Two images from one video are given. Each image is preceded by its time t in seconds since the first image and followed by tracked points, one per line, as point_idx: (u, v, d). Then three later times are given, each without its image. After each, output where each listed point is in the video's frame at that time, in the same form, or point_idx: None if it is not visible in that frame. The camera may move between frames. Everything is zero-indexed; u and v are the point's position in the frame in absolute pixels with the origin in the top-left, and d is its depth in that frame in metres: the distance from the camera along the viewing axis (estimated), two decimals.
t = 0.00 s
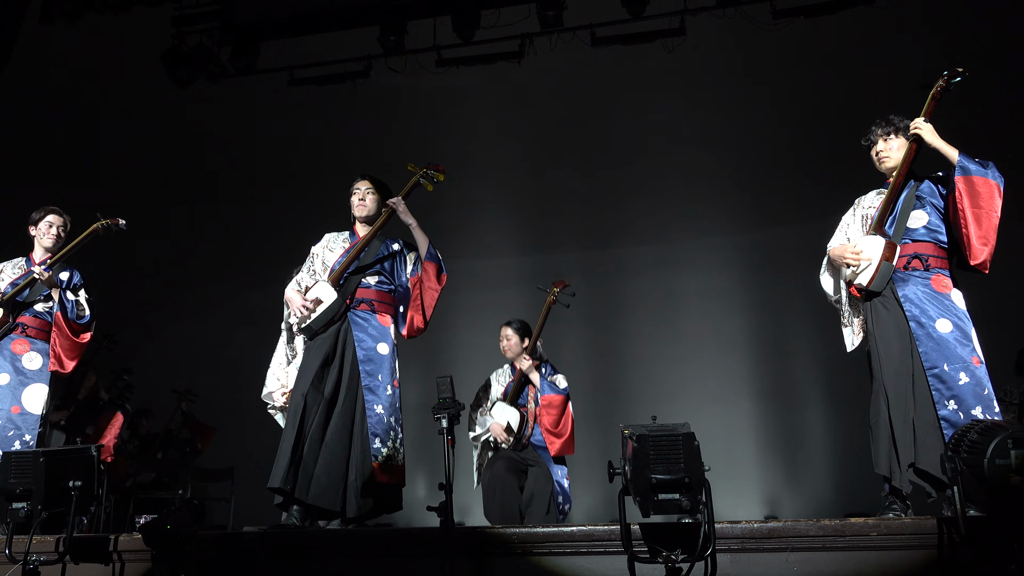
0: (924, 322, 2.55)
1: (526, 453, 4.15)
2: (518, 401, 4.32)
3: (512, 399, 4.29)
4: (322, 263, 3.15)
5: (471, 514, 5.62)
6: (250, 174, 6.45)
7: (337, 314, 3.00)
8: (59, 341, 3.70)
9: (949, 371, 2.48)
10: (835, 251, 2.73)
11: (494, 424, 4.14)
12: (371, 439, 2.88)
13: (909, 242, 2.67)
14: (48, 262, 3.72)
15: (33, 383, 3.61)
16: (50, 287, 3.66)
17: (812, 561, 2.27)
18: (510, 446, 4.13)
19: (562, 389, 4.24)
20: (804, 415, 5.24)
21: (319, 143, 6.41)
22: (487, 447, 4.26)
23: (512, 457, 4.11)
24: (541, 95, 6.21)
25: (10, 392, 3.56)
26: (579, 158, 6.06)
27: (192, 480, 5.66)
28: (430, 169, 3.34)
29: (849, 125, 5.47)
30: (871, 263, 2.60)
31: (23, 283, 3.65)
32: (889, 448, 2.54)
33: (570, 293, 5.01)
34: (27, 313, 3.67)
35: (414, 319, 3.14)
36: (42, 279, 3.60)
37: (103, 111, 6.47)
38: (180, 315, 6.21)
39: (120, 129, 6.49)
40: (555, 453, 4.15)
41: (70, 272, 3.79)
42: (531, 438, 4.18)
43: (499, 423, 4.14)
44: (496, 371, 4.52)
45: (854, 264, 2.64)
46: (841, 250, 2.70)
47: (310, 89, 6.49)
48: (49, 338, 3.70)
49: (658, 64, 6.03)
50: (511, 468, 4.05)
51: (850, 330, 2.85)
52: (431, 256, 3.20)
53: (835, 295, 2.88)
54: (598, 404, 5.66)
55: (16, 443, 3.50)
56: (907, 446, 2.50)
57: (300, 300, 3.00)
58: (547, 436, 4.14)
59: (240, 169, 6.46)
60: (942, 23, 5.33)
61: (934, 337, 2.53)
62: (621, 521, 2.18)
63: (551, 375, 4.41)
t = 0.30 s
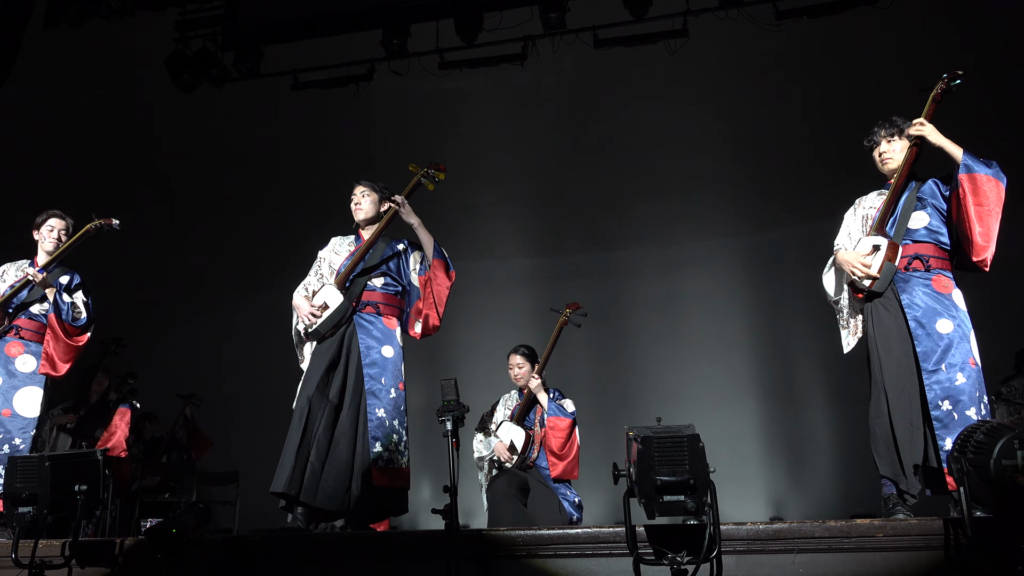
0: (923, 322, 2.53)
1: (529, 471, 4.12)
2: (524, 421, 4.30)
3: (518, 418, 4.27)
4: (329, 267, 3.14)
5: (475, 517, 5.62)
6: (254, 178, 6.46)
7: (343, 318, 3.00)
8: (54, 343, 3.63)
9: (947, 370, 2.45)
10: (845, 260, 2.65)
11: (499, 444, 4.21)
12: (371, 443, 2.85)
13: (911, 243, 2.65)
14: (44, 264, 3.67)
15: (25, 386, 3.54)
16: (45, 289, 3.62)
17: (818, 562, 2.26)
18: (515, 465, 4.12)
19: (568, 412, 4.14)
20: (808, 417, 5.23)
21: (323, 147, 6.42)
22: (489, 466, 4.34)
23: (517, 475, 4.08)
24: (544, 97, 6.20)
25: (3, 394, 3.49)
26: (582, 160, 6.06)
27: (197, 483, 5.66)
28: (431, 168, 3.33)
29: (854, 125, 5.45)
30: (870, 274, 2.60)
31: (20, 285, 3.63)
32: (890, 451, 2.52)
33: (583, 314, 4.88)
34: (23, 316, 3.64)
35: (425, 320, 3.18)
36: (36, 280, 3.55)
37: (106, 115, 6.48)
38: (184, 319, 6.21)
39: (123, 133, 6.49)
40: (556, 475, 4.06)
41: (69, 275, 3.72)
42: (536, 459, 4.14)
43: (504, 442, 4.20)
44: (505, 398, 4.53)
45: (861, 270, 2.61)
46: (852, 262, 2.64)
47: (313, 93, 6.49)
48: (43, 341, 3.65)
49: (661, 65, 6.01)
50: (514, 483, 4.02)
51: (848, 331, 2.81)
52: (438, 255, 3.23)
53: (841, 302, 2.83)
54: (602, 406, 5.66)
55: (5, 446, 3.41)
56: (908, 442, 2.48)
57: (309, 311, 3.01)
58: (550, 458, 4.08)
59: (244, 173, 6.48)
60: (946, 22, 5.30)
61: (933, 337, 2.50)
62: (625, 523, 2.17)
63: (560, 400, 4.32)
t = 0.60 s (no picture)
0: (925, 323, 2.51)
1: (535, 471, 4.10)
2: (536, 418, 4.33)
3: (529, 416, 4.29)
4: (342, 270, 3.20)
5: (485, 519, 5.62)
6: (264, 181, 6.49)
7: (353, 319, 3.03)
8: (53, 340, 3.56)
9: (951, 372, 2.44)
10: (846, 259, 2.64)
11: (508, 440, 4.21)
12: (383, 446, 2.88)
13: (911, 243, 2.63)
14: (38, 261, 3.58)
15: (31, 385, 3.49)
16: (44, 287, 3.56)
17: (830, 566, 2.25)
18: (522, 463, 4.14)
19: (581, 412, 4.14)
20: (819, 419, 5.20)
21: (333, 150, 6.45)
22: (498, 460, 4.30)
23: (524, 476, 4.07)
24: (553, 100, 6.20)
25: (7, 396, 3.42)
26: (591, 162, 6.06)
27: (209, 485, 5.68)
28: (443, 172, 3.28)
29: (866, 125, 5.41)
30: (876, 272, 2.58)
31: (15, 283, 3.53)
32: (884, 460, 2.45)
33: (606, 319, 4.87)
34: (21, 315, 3.56)
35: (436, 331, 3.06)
36: (35, 277, 3.49)
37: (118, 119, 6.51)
38: (195, 321, 6.24)
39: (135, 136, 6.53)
40: (567, 474, 4.03)
41: (63, 271, 3.66)
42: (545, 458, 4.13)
43: (512, 439, 4.20)
44: (520, 393, 4.56)
45: (865, 269, 2.59)
46: (853, 261, 2.62)
47: (323, 96, 6.52)
48: (43, 339, 3.58)
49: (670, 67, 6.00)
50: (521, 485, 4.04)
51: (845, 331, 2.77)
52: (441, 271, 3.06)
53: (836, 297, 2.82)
54: (611, 409, 5.65)
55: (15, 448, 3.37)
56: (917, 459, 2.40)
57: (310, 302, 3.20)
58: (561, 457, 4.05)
59: (255, 176, 6.51)
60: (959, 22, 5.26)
61: (938, 336, 2.48)
62: (636, 526, 2.16)
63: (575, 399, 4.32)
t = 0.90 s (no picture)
0: (917, 326, 2.53)
1: (545, 470, 4.11)
2: (547, 421, 4.30)
3: (540, 420, 4.27)
4: (349, 269, 3.22)
5: (494, 520, 5.62)
6: (272, 183, 6.51)
7: (355, 318, 3.06)
8: (52, 338, 3.57)
9: (949, 370, 2.45)
10: (835, 254, 2.61)
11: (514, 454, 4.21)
12: (382, 445, 2.88)
13: (893, 249, 2.65)
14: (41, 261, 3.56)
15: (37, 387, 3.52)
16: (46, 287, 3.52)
17: (840, 567, 2.25)
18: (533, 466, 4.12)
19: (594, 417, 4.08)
20: (829, 419, 5.18)
21: (341, 151, 6.47)
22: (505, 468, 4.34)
23: (533, 475, 4.09)
24: (561, 100, 6.20)
25: (17, 400, 3.44)
26: (598, 163, 6.06)
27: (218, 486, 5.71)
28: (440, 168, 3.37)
29: (874, 125, 5.39)
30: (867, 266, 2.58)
31: (18, 285, 3.48)
32: (876, 460, 2.52)
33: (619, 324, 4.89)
34: (25, 317, 3.53)
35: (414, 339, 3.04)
36: (41, 280, 3.44)
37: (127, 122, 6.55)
38: (203, 322, 6.26)
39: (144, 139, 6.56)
40: (583, 482, 4.00)
41: (53, 265, 3.68)
42: (560, 464, 4.11)
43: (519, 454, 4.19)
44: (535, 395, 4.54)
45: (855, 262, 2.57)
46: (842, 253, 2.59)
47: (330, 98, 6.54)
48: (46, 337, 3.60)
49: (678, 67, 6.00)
50: (531, 484, 4.05)
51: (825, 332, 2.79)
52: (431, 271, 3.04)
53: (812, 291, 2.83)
54: (619, 409, 5.64)
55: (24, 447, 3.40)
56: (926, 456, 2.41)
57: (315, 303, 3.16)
58: (576, 464, 4.03)
59: (262, 178, 6.53)
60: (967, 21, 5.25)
61: (928, 338, 2.51)
62: (643, 528, 2.16)
63: (588, 403, 4.23)
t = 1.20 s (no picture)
0: (918, 325, 2.52)
1: (556, 470, 4.11)
2: (557, 422, 4.29)
3: (550, 421, 4.27)
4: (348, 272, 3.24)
5: (503, 518, 5.63)
6: (279, 184, 6.53)
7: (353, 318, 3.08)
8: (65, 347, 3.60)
9: (954, 367, 2.44)
10: (839, 259, 2.61)
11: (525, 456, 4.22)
12: (367, 445, 2.86)
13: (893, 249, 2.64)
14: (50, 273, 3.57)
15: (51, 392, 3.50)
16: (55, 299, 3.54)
17: (851, 565, 2.24)
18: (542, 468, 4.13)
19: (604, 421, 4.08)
20: (838, 416, 5.16)
21: (347, 152, 6.48)
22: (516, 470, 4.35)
23: (542, 473, 4.08)
24: (567, 99, 6.21)
25: (35, 404, 3.45)
26: (605, 161, 6.06)
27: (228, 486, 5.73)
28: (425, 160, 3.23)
29: (882, 119, 5.37)
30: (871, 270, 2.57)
31: (29, 298, 3.52)
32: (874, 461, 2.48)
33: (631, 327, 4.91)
34: (43, 322, 3.57)
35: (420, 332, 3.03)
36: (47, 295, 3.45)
37: (136, 124, 6.60)
38: (212, 323, 6.29)
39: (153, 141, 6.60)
40: (593, 484, 4.01)
41: (71, 274, 3.70)
42: (569, 466, 4.11)
43: (529, 454, 4.20)
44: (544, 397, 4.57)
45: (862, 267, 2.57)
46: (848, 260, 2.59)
47: (337, 99, 6.57)
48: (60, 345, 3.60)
49: (683, 65, 6.01)
50: (541, 481, 4.02)
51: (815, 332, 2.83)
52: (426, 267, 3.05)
53: (806, 290, 2.83)
54: (627, 408, 5.63)
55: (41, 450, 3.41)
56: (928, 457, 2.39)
57: (314, 307, 3.27)
58: (586, 466, 4.03)
59: (270, 178, 6.56)
60: (975, 15, 5.22)
61: (933, 336, 2.49)
62: (653, 526, 2.14)
63: (597, 405, 4.26)
